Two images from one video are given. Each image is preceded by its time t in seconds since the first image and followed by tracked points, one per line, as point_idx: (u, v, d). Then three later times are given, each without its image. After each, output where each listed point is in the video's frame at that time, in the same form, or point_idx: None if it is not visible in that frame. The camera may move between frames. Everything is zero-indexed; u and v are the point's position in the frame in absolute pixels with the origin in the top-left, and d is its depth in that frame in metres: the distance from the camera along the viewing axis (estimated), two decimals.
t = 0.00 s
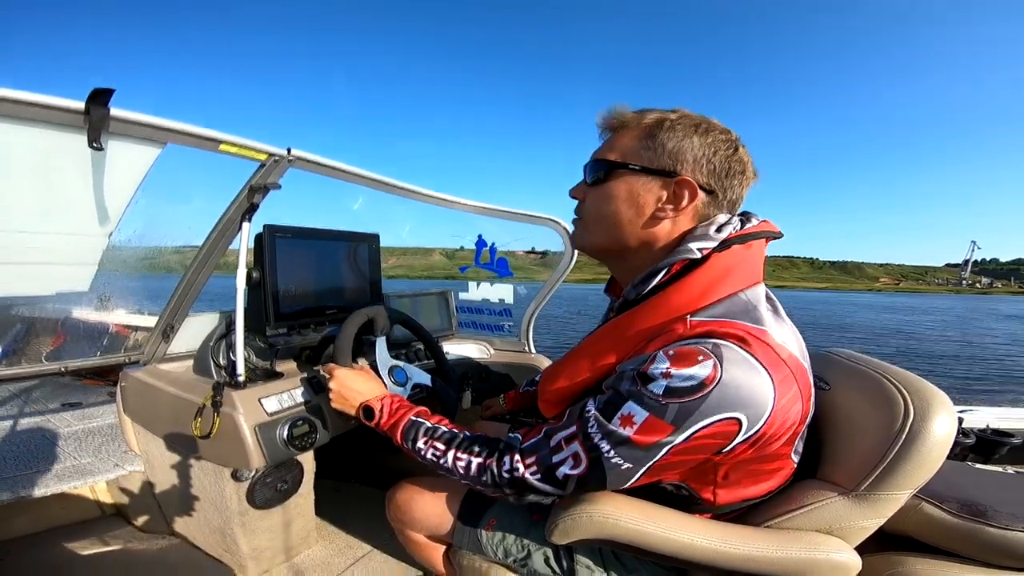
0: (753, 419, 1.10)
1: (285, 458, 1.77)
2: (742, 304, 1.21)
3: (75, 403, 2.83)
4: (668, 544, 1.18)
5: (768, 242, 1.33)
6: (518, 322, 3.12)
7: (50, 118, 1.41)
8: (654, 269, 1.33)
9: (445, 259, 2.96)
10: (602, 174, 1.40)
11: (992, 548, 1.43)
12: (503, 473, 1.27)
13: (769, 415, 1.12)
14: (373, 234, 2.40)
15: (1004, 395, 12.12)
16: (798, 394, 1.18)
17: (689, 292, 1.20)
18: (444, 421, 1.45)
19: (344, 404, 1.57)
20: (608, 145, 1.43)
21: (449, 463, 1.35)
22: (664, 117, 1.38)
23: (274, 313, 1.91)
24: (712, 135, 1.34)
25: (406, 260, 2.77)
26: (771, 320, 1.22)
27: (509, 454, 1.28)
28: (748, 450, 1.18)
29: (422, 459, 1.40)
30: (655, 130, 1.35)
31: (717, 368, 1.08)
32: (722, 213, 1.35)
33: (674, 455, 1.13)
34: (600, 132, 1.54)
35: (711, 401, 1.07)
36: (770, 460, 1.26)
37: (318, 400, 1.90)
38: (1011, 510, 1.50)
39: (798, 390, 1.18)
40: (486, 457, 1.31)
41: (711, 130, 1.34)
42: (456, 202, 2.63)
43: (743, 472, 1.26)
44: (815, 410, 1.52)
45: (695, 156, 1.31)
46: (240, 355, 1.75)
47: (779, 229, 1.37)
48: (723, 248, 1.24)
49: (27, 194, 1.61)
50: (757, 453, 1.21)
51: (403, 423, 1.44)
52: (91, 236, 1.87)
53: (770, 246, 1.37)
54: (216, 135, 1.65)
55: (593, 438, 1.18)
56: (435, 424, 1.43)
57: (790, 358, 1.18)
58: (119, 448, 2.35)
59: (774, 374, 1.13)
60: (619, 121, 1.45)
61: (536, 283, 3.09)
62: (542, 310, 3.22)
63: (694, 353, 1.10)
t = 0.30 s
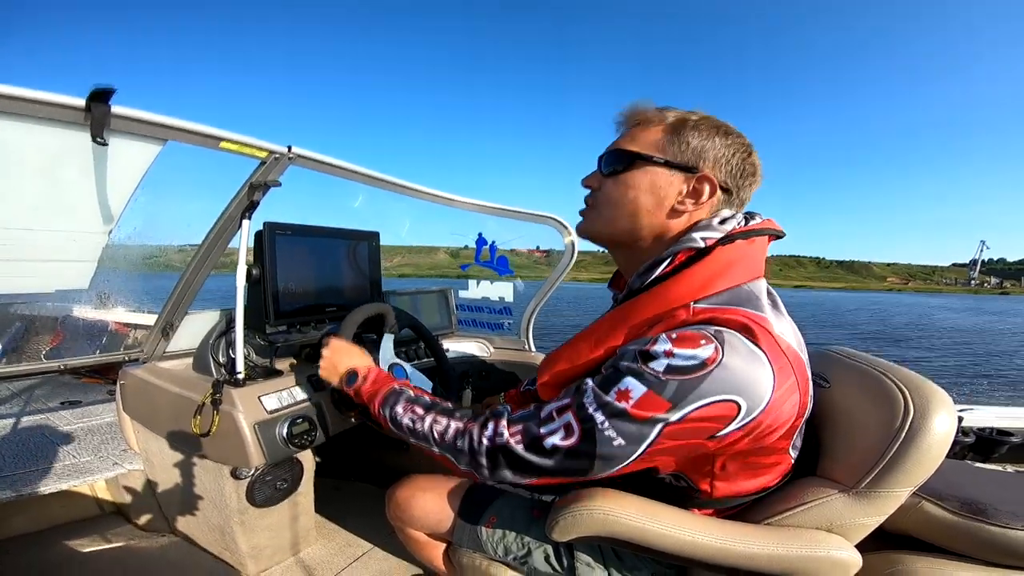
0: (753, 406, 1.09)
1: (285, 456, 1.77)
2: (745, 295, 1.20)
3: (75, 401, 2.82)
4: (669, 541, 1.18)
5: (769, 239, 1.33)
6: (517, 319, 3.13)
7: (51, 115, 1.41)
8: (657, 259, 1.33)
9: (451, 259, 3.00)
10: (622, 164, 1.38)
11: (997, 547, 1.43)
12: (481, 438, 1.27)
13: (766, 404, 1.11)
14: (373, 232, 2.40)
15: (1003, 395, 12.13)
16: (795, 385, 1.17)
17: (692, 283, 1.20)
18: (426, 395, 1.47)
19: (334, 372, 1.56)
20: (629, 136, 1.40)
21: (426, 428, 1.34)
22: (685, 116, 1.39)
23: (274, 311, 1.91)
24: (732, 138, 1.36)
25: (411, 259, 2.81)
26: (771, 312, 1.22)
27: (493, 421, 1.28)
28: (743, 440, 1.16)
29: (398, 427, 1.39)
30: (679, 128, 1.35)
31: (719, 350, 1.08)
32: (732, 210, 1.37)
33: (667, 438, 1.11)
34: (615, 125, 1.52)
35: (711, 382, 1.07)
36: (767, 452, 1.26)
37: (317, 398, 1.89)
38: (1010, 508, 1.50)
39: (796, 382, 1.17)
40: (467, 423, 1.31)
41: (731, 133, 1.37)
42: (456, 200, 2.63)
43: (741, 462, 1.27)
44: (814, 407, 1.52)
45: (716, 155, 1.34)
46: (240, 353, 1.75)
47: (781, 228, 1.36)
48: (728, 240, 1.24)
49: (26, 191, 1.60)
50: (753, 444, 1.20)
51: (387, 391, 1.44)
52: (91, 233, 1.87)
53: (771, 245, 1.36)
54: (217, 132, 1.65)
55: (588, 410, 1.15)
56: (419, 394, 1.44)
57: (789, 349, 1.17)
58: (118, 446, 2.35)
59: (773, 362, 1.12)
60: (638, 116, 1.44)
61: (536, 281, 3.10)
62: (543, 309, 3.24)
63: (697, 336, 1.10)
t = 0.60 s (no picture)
0: (743, 408, 1.08)
1: (285, 459, 1.76)
2: (740, 295, 1.19)
3: (75, 405, 2.82)
4: (669, 544, 1.17)
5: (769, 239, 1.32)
6: (518, 321, 3.12)
7: (46, 119, 1.41)
8: (653, 260, 1.31)
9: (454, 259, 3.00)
10: (609, 168, 1.38)
11: (991, 544, 1.42)
12: (468, 411, 1.27)
13: (758, 405, 1.09)
14: (372, 234, 2.39)
15: (1007, 392, 12.09)
16: (788, 388, 1.15)
17: (688, 282, 1.18)
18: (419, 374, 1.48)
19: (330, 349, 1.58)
20: (615, 140, 1.41)
21: (413, 398, 1.35)
22: (671, 113, 1.37)
23: (273, 314, 1.90)
24: (719, 133, 1.33)
25: (416, 260, 2.84)
26: (766, 313, 1.20)
27: (484, 396, 1.28)
28: (733, 442, 1.14)
29: (385, 398, 1.39)
30: (663, 127, 1.33)
31: (711, 350, 1.08)
32: (726, 209, 1.34)
33: (654, 432, 1.10)
34: (604, 128, 1.52)
35: (701, 379, 1.06)
36: (764, 453, 1.26)
37: (317, 401, 1.90)
38: (1014, 506, 1.49)
39: (789, 383, 1.15)
40: (456, 396, 1.32)
41: (718, 127, 1.34)
42: (455, 201, 2.62)
43: (739, 463, 1.26)
44: (816, 407, 1.51)
45: (703, 152, 1.31)
46: (238, 355, 1.73)
47: (781, 227, 1.35)
48: (724, 242, 1.22)
49: (23, 195, 1.60)
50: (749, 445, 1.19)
51: (382, 364, 1.45)
52: (89, 237, 1.87)
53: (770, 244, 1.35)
54: (213, 135, 1.64)
55: (579, 395, 1.15)
56: (411, 369, 1.45)
57: (783, 350, 1.15)
58: (119, 450, 2.35)
59: (767, 362, 1.10)
60: (625, 118, 1.44)
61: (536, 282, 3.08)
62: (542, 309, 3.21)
63: (691, 335, 1.10)
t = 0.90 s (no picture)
0: (731, 414, 1.08)
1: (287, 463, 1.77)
2: (734, 301, 1.18)
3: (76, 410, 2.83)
4: (670, 547, 1.18)
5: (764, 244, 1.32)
6: (519, 324, 3.15)
7: (48, 125, 1.42)
8: (645, 267, 1.32)
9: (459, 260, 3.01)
10: (592, 178, 1.41)
11: (1002, 548, 1.42)
12: (463, 400, 1.28)
13: (747, 412, 1.09)
14: (373, 238, 2.40)
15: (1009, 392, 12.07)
16: (780, 395, 1.15)
17: (680, 288, 1.18)
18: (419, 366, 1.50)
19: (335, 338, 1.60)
20: (599, 148, 1.42)
21: (410, 385, 1.37)
22: (652, 116, 1.35)
23: (275, 319, 1.91)
24: (699, 135, 1.30)
25: (419, 262, 2.90)
26: (759, 319, 1.19)
27: (479, 387, 1.30)
28: (722, 447, 1.13)
29: (383, 385, 1.41)
30: (641, 132, 1.32)
31: (701, 355, 1.08)
32: (712, 214, 1.32)
33: (640, 434, 1.11)
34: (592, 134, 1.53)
35: (688, 384, 1.06)
36: (759, 458, 1.26)
37: (319, 404, 1.90)
38: (1015, 507, 1.49)
39: (780, 391, 1.14)
40: (453, 385, 1.33)
41: (699, 129, 1.31)
42: (455, 205, 2.63)
43: (736, 467, 1.26)
44: (816, 410, 1.52)
45: (681, 157, 1.29)
46: (241, 360, 1.74)
47: (777, 231, 1.35)
48: (717, 247, 1.22)
49: (24, 201, 1.61)
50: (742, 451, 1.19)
51: (383, 353, 1.48)
52: (92, 242, 1.88)
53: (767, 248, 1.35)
54: (214, 140, 1.65)
55: (569, 392, 1.16)
56: (412, 359, 1.47)
57: (775, 356, 1.14)
58: (121, 454, 2.36)
59: (758, 371, 1.10)
60: (609, 125, 1.44)
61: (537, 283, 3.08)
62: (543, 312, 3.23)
63: (681, 341, 1.09)
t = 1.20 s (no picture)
0: (734, 425, 1.09)
1: (293, 465, 1.79)
2: (737, 312, 1.19)
3: (81, 410, 2.85)
4: (673, 553, 1.19)
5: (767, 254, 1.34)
6: (523, 329, 3.17)
7: (64, 128, 1.44)
8: (647, 280, 1.33)
9: (464, 261, 3.00)
10: (590, 193, 1.43)
11: (994, 551, 1.43)
12: (474, 407, 1.29)
13: (749, 422, 1.10)
14: (379, 242, 2.42)
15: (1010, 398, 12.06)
16: (782, 404, 1.16)
17: (684, 301, 1.19)
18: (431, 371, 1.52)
19: (346, 339, 1.63)
20: (595, 163, 1.44)
21: (424, 392, 1.38)
22: (646, 129, 1.37)
23: (282, 321, 1.93)
24: (691, 147, 1.30)
25: (426, 263, 2.89)
26: (763, 330, 1.19)
27: (490, 395, 1.32)
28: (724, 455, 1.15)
29: (397, 392, 1.43)
30: (634, 147, 1.34)
31: (704, 367, 1.09)
32: (708, 226, 1.32)
33: (644, 443, 1.12)
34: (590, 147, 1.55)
35: (691, 395, 1.07)
36: (763, 467, 1.26)
37: (325, 408, 1.92)
38: (1016, 515, 1.50)
39: (783, 401, 1.15)
40: (465, 392, 1.35)
41: (691, 141, 1.31)
42: (460, 210, 2.65)
43: (741, 476, 1.27)
44: (819, 417, 1.53)
45: (673, 170, 1.30)
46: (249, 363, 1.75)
47: (778, 241, 1.36)
48: (720, 259, 1.24)
49: (38, 203, 1.62)
50: (746, 459, 1.20)
51: (397, 360, 1.50)
52: (103, 245, 1.90)
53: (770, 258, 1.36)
54: (226, 144, 1.67)
55: (575, 402, 1.18)
56: (424, 366, 1.49)
57: (778, 368, 1.15)
58: (126, 454, 2.37)
59: (760, 383, 1.11)
60: (605, 138, 1.46)
61: (541, 286, 3.11)
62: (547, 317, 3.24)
63: (686, 352, 1.11)
